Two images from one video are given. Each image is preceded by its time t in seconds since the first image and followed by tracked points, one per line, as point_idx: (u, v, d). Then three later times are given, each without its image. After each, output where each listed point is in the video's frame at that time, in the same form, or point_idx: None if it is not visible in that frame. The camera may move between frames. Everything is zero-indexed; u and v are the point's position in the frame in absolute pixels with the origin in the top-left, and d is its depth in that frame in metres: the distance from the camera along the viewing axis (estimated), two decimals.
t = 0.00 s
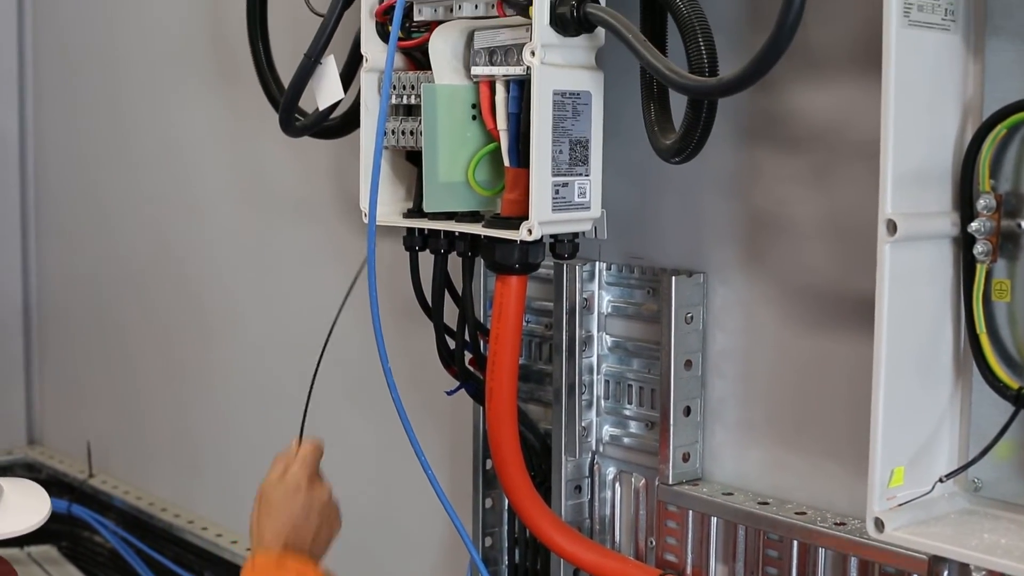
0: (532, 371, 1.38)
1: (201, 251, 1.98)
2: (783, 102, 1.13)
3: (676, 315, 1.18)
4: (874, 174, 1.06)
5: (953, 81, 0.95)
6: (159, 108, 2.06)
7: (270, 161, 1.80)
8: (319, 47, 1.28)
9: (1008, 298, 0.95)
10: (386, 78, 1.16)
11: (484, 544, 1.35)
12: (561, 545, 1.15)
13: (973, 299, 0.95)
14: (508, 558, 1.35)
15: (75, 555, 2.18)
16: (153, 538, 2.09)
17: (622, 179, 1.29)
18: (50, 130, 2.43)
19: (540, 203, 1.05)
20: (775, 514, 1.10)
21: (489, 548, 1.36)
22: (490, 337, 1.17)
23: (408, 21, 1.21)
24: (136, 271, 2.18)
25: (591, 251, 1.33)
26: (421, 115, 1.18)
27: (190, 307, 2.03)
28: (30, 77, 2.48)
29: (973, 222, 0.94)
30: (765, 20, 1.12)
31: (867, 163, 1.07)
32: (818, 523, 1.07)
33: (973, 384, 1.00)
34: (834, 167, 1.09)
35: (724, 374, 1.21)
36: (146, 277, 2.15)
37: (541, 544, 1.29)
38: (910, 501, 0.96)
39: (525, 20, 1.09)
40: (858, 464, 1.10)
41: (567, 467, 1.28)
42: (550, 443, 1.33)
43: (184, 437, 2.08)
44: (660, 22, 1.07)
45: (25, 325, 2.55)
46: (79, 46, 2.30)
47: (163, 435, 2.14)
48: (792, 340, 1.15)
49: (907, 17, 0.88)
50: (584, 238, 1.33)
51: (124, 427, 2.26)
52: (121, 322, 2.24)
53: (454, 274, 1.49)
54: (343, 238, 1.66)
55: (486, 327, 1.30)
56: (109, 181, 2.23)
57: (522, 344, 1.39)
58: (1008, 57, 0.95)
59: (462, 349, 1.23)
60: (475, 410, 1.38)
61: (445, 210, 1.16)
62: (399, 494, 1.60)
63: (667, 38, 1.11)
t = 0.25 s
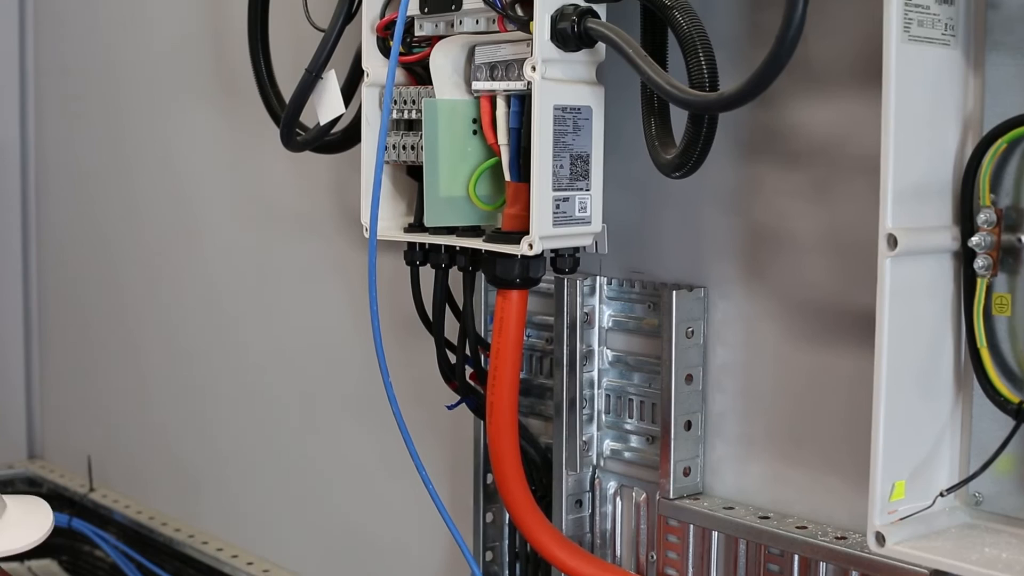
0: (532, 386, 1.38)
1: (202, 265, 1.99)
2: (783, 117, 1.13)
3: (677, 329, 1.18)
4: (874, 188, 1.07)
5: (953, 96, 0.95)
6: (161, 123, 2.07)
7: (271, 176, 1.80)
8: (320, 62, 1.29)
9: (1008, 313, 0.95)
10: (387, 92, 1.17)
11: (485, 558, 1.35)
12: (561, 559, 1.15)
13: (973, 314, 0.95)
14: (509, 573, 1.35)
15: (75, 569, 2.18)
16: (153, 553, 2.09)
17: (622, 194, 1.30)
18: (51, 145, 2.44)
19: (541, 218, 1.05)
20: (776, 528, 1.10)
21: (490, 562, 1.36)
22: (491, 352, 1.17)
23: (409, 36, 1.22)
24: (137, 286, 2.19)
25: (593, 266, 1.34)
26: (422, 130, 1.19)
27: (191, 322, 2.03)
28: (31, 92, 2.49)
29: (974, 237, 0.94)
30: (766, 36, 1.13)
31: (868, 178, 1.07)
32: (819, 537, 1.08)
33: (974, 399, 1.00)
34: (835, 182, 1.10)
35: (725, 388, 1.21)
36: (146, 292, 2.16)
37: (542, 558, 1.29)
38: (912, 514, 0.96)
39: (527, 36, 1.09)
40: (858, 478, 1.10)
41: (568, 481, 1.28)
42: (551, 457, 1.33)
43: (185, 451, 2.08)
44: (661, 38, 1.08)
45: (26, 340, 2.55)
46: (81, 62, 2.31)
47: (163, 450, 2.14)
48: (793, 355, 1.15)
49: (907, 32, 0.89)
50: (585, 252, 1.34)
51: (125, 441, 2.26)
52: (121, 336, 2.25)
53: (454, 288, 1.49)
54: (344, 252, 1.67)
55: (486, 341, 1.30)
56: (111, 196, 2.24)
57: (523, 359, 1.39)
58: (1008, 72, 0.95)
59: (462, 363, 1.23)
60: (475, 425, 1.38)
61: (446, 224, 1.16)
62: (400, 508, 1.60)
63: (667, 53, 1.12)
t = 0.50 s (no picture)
0: (532, 395, 1.39)
1: (202, 274, 1.99)
2: (782, 125, 1.14)
3: (677, 337, 1.18)
4: (874, 197, 1.07)
5: (952, 105, 0.96)
6: (161, 132, 2.07)
7: (271, 185, 1.80)
8: (320, 70, 1.30)
9: (1008, 322, 0.95)
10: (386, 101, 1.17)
11: (485, 567, 1.35)
12: (561, 569, 1.14)
13: (973, 323, 0.95)
14: None
15: None
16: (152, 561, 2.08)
17: (621, 203, 1.30)
18: (51, 154, 2.45)
19: (541, 226, 1.06)
20: (776, 537, 1.10)
21: (490, 571, 1.36)
22: (490, 360, 1.18)
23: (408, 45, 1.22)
24: (136, 294, 2.19)
25: (593, 275, 1.34)
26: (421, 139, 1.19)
27: (191, 330, 2.04)
28: (31, 101, 2.49)
29: (973, 245, 0.94)
30: (765, 45, 1.13)
31: (867, 186, 1.07)
32: (819, 546, 1.07)
33: (973, 408, 1.00)
34: (834, 191, 1.10)
35: (724, 397, 1.22)
36: (146, 300, 2.16)
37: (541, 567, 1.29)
38: (911, 523, 0.96)
39: (527, 45, 1.10)
40: (858, 487, 1.10)
41: (568, 490, 1.28)
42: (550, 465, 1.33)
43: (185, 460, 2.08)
44: (660, 47, 1.08)
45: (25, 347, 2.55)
46: (81, 71, 2.31)
47: (163, 458, 2.14)
48: (793, 364, 1.15)
49: (906, 41, 0.89)
50: (585, 261, 1.34)
51: (124, 449, 2.26)
52: (121, 342, 2.25)
53: (453, 297, 1.49)
54: (344, 261, 1.67)
55: (486, 350, 1.30)
56: (110, 204, 2.25)
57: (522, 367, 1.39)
58: (1008, 81, 0.96)
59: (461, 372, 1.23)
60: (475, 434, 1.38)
61: (446, 233, 1.16)
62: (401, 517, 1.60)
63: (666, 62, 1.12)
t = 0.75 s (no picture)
0: (532, 400, 1.39)
1: (202, 279, 1.99)
2: (782, 130, 1.14)
3: (677, 342, 1.18)
4: (873, 201, 1.07)
5: (952, 110, 0.96)
6: (160, 137, 2.07)
7: (271, 189, 1.81)
8: (320, 76, 1.31)
9: (1007, 326, 0.95)
10: (386, 106, 1.17)
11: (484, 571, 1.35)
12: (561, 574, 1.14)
13: (973, 327, 0.95)
14: None
15: None
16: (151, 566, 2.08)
17: (621, 208, 1.30)
18: (51, 158, 2.45)
19: (540, 231, 1.06)
20: (776, 542, 1.10)
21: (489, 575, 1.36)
22: (490, 365, 1.18)
23: (408, 50, 1.23)
24: (135, 299, 2.19)
25: (592, 279, 1.34)
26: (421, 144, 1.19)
27: (191, 335, 2.04)
28: (31, 106, 2.50)
29: (973, 250, 0.95)
30: (764, 50, 1.13)
31: (867, 191, 1.07)
32: (819, 550, 1.07)
33: (973, 412, 1.00)
34: (834, 195, 1.10)
35: (724, 402, 1.22)
36: (146, 305, 2.16)
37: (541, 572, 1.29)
38: (911, 528, 0.96)
39: (526, 50, 1.09)
40: (858, 492, 1.10)
41: (567, 495, 1.28)
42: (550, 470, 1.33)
43: (184, 465, 2.08)
44: (659, 52, 1.08)
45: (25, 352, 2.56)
46: (80, 76, 2.32)
47: (163, 463, 2.14)
48: (793, 368, 1.15)
49: (905, 46, 0.89)
50: (585, 266, 1.34)
51: (124, 454, 2.26)
52: (121, 346, 2.25)
53: (453, 302, 1.49)
54: (344, 265, 1.67)
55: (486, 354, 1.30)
56: (110, 209, 2.25)
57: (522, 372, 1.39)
58: (1007, 86, 0.96)
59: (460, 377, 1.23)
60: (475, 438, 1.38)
61: (446, 239, 1.16)
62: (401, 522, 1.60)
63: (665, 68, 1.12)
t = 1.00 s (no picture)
0: (532, 402, 1.39)
1: (202, 280, 1.99)
2: (782, 132, 1.14)
3: (677, 344, 1.18)
4: (873, 203, 1.07)
5: (952, 112, 0.96)
6: (161, 139, 2.07)
7: (271, 191, 1.81)
8: (320, 78, 1.31)
9: (1007, 328, 0.95)
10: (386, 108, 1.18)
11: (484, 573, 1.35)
12: None
13: (973, 329, 0.95)
14: None
15: None
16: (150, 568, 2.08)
17: (621, 210, 1.30)
18: (51, 160, 2.45)
19: (540, 233, 1.06)
20: (776, 543, 1.10)
21: None
22: (490, 367, 1.18)
23: (408, 52, 1.23)
24: (135, 300, 2.19)
25: (592, 281, 1.34)
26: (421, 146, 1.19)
27: (191, 336, 2.04)
28: (31, 108, 2.50)
29: (973, 252, 0.95)
30: (764, 52, 1.14)
31: (867, 192, 1.08)
32: (819, 552, 1.07)
33: (973, 414, 1.00)
34: (834, 197, 1.10)
35: (724, 404, 1.22)
36: (146, 306, 2.16)
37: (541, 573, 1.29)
38: (911, 529, 0.96)
39: (526, 52, 1.09)
40: (858, 493, 1.10)
41: (567, 496, 1.28)
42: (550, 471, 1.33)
43: (184, 466, 2.08)
44: (659, 54, 1.08)
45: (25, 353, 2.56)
46: (80, 79, 2.32)
47: (162, 464, 2.14)
48: (793, 370, 1.15)
49: (905, 48, 0.89)
50: (585, 268, 1.34)
51: (123, 456, 2.26)
52: (121, 348, 2.25)
53: (453, 303, 1.49)
54: (344, 267, 1.67)
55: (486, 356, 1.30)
56: (110, 211, 2.25)
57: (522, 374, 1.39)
58: (1007, 88, 0.96)
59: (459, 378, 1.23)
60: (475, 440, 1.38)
61: (445, 240, 1.17)
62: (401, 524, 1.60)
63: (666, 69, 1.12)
